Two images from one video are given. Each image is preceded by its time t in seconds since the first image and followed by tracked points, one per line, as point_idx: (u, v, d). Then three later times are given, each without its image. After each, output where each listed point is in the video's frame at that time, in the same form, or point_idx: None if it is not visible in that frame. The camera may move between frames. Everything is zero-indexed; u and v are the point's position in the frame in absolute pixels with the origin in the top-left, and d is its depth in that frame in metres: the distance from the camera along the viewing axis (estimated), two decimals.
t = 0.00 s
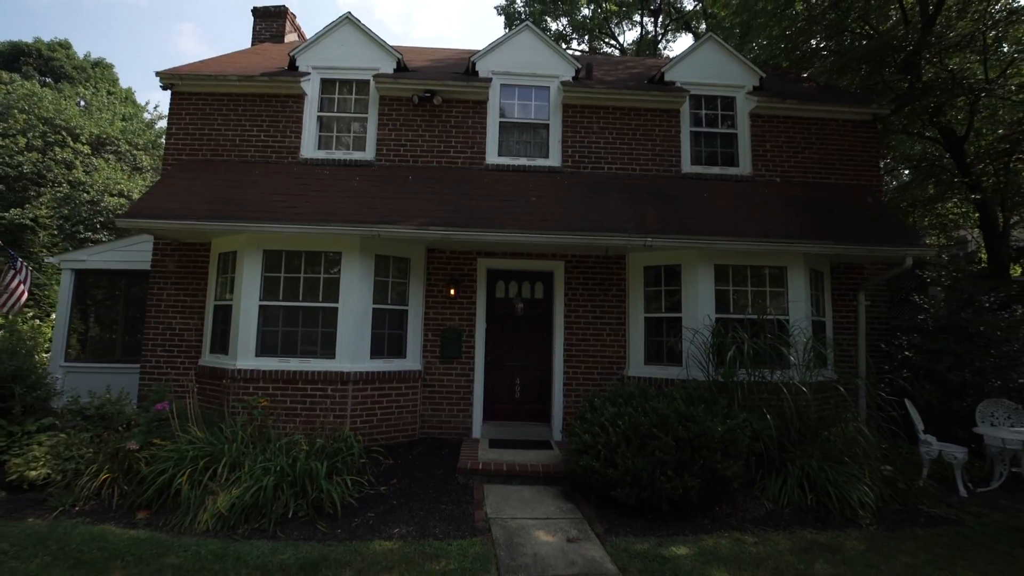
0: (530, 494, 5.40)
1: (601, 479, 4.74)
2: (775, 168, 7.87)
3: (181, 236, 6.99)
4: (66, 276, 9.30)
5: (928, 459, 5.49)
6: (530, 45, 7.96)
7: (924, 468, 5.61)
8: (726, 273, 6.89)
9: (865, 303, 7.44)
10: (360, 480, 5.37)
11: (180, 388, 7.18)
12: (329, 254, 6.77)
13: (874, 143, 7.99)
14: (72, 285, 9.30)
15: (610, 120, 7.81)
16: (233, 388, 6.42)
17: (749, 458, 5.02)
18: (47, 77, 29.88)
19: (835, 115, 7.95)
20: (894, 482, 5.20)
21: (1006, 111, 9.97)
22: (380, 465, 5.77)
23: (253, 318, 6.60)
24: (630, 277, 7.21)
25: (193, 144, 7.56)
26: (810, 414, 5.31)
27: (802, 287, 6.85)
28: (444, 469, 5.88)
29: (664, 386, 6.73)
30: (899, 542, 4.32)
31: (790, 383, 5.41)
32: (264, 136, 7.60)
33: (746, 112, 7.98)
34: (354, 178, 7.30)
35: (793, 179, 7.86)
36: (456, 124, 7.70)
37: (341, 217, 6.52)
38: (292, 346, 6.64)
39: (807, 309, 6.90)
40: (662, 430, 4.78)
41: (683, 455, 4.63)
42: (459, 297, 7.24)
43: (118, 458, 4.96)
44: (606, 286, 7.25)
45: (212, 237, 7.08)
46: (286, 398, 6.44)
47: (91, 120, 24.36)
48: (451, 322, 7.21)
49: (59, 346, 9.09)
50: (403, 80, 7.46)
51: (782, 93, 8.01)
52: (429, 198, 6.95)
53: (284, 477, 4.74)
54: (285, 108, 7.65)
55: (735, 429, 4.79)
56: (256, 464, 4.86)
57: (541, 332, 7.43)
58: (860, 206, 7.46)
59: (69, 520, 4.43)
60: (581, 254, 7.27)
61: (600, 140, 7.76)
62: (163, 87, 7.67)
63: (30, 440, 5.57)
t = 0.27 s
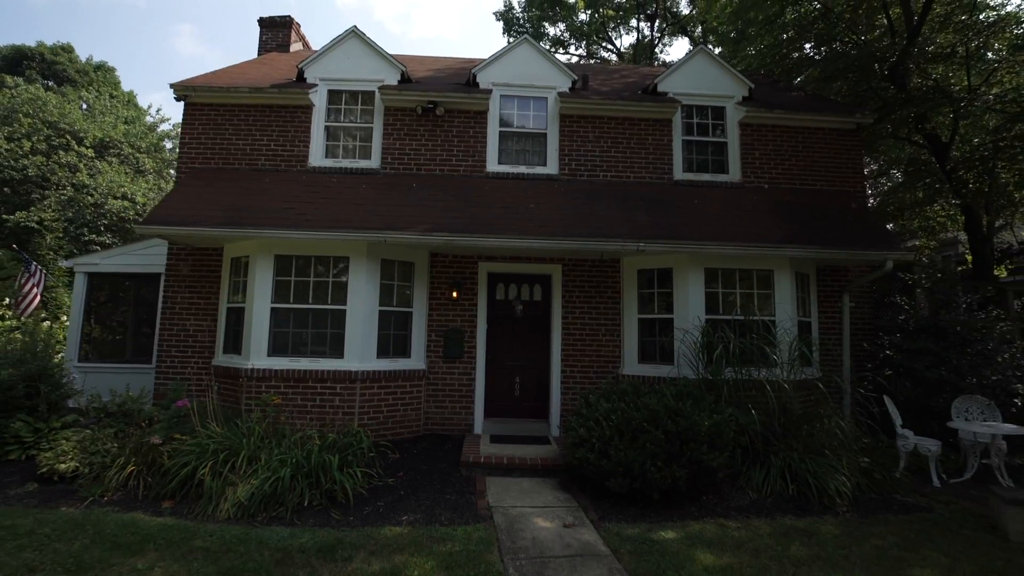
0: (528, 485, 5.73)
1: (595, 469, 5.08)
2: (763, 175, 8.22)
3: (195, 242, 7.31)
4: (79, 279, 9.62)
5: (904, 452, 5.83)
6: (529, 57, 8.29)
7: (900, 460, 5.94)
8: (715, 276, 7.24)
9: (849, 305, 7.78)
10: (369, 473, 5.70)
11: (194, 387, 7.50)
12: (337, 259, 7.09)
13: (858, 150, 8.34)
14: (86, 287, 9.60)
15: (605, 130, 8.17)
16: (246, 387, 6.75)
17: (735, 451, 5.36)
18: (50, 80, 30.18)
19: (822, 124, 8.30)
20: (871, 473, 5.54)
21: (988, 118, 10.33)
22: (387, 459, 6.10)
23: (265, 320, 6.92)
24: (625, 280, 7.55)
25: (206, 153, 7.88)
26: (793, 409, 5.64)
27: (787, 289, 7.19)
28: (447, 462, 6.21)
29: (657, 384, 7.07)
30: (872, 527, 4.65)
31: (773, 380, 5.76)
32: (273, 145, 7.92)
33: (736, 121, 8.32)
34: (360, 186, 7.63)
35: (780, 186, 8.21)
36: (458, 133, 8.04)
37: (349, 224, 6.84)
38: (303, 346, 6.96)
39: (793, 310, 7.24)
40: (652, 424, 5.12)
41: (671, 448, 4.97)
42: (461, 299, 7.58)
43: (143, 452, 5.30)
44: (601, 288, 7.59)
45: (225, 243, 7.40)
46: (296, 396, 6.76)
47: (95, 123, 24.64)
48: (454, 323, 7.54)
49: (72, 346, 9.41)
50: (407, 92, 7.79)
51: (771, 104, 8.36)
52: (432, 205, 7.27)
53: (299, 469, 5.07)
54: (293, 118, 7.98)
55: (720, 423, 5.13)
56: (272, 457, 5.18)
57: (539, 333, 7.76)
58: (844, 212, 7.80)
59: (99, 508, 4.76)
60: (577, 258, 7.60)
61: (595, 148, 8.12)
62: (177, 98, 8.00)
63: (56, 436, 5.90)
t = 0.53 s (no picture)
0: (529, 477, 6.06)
1: (592, 461, 5.40)
2: (753, 181, 8.57)
3: (208, 247, 7.62)
4: (91, 283, 9.92)
5: (885, 445, 6.16)
6: (528, 68, 8.63)
7: (881, 453, 6.27)
8: (707, 279, 7.57)
9: (835, 306, 8.11)
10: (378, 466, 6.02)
11: (207, 387, 7.80)
12: (345, 263, 7.41)
13: (844, 157, 8.70)
14: (97, 291, 9.90)
15: (601, 138, 8.51)
16: (259, 386, 7.05)
17: (724, 444, 5.69)
18: (53, 85, 30.40)
19: (809, 133, 8.65)
20: (852, 465, 5.87)
21: (972, 125, 10.69)
22: (394, 453, 6.42)
23: (276, 322, 7.23)
24: (620, 283, 7.88)
25: (218, 161, 8.20)
26: (779, 404, 5.95)
27: (776, 291, 7.53)
28: (451, 456, 6.54)
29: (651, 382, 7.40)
30: (851, 513, 4.97)
31: (760, 377, 6.08)
32: (283, 154, 8.25)
33: (727, 130, 8.66)
34: (366, 192, 7.95)
35: (769, 191, 8.55)
36: (460, 142, 8.38)
37: (357, 230, 7.16)
38: (312, 347, 7.27)
39: (781, 311, 7.58)
40: (645, 419, 5.45)
41: (663, 440, 5.30)
42: (464, 301, 7.90)
43: (166, 446, 5.62)
44: (598, 290, 7.92)
45: (237, 248, 7.71)
46: (306, 394, 7.06)
47: (98, 128, 24.88)
48: (457, 324, 7.86)
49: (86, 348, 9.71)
50: (411, 102, 8.12)
51: (761, 113, 8.72)
52: (436, 211, 7.59)
53: (313, 461, 5.40)
54: (302, 128, 8.30)
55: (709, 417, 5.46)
56: (288, 450, 5.50)
57: (539, 334, 8.09)
58: (831, 216, 8.15)
59: (127, 498, 5.07)
60: (575, 261, 7.93)
61: (592, 156, 8.46)
62: (190, 108, 8.32)
63: (80, 432, 6.20)
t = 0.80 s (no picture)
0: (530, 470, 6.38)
1: (589, 455, 5.73)
2: (744, 187, 8.90)
3: (221, 251, 7.92)
4: (104, 287, 10.21)
5: (869, 439, 6.49)
6: (528, 78, 8.95)
7: (865, 446, 6.60)
8: (700, 281, 7.90)
9: (824, 307, 8.43)
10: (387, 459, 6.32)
11: (220, 386, 8.11)
12: (353, 267, 7.72)
13: (832, 163, 9.03)
14: (110, 294, 10.21)
15: (599, 145, 8.84)
16: (271, 385, 7.36)
17: (715, 438, 6.01)
18: (56, 88, 30.62)
19: (799, 139, 8.98)
20: (837, 458, 6.19)
21: (958, 130, 11.01)
22: (402, 449, 6.73)
23: (287, 323, 7.53)
24: (617, 285, 8.20)
25: (229, 169, 8.51)
26: (768, 401, 6.27)
27: (766, 293, 7.85)
28: (456, 451, 6.85)
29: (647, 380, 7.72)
30: (833, 501, 5.30)
31: (750, 375, 6.41)
32: (292, 161, 8.56)
33: (720, 137, 9.00)
34: (372, 198, 8.26)
35: (761, 196, 8.89)
36: (463, 149, 8.71)
37: (364, 234, 7.46)
38: (322, 347, 7.58)
39: (771, 311, 7.90)
40: (640, 415, 5.78)
41: (657, 435, 5.63)
42: (466, 303, 8.22)
43: (186, 441, 5.93)
44: (596, 292, 8.23)
45: (248, 252, 8.01)
46: (316, 392, 7.36)
47: (102, 131, 25.14)
48: (460, 325, 8.18)
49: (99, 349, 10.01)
50: (416, 112, 8.44)
51: (752, 120, 9.05)
52: (440, 217, 7.90)
53: (326, 455, 5.71)
54: (310, 136, 8.61)
55: (700, 413, 5.78)
56: (302, 444, 5.81)
57: (539, 334, 8.40)
58: (820, 220, 8.47)
59: (152, 490, 5.38)
60: (573, 264, 8.24)
61: (590, 162, 8.79)
62: (202, 117, 8.63)
63: (102, 428, 6.51)
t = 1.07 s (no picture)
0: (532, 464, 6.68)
1: (588, 448, 6.03)
2: (738, 191, 9.23)
3: (233, 255, 8.22)
4: (115, 289, 10.40)
5: (854, 433, 6.82)
6: (529, 87, 9.27)
7: (852, 440, 6.92)
8: (695, 283, 8.21)
9: (815, 307, 8.75)
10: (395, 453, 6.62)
11: (232, 384, 8.40)
12: (361, 269, 8.03)
13: (822, 169, 9.36)
14: (120, 295, 10.43)
15: (597, 152, 9.17)
16: (282, 383, 7.66)
17: (707, 432, 6.32)
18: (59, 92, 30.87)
19: (790, 146, 9.31)
20: (823, 450, 6.51)
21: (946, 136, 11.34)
22: (409, 444, 7.03)
23: (298, 323, 7.83)
24: (616, 286, 8.51)
25: (240, 174, 8.81)
26: (758, 397, 6.58)
27: (759, 294, 8.16)
28: (460, 446, 7.15)
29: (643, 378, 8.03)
30: (818, 490, 5.61)
31: (740, 372, 6.73)
32: (301, 167, 8.86)
33: (714, 143, 9.32)
34: (379, 203, 8.57)
35: (754, 201, 9.21)
36: (466, 156, 9.03)
37: (372, 238, 7.76)
38: (331, 346, 7.88)
39: (763, 312, 8.21)
40: (636, 410, 6.10)
41: (652, 429, 5.94)
42: (470, 304, 8.54)
43: (203, 436, 6.20)
44: (595, 293, 8.55)
45: (259, 255, 8.31)
46: (326, 390, 7.65)
47: (106, 134, 25.39)
48: (464, 325, 8.49)
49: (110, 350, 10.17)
50: (421, 120, 8.76)
51: (745, 127, 9.39)
52: (444, 221, 8.20)
53: (338, 449, 6.00)
54: (319, 143, 8.92)
55: (693, 408, 6.10)
56: (315, 439, 6.10)
57: (540, 334, 8.71)
58: (810, 224, 8.79)
59: (172, 482, 5.67)
60: (573, 266, 8.55)
61: (589, 168, 9.11)
62: (214, 125, 8.93)
63: (121, 425, 6.79)
